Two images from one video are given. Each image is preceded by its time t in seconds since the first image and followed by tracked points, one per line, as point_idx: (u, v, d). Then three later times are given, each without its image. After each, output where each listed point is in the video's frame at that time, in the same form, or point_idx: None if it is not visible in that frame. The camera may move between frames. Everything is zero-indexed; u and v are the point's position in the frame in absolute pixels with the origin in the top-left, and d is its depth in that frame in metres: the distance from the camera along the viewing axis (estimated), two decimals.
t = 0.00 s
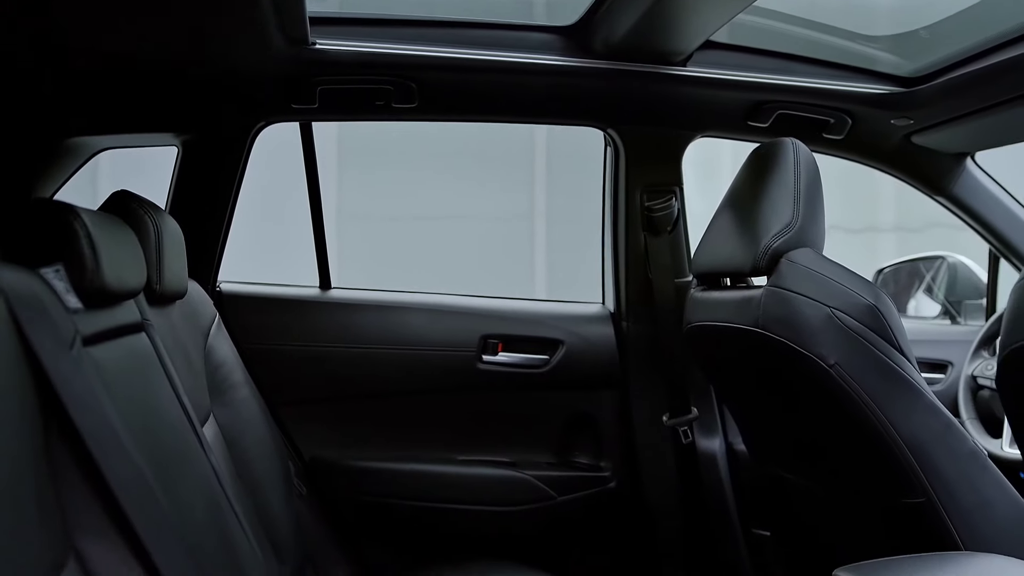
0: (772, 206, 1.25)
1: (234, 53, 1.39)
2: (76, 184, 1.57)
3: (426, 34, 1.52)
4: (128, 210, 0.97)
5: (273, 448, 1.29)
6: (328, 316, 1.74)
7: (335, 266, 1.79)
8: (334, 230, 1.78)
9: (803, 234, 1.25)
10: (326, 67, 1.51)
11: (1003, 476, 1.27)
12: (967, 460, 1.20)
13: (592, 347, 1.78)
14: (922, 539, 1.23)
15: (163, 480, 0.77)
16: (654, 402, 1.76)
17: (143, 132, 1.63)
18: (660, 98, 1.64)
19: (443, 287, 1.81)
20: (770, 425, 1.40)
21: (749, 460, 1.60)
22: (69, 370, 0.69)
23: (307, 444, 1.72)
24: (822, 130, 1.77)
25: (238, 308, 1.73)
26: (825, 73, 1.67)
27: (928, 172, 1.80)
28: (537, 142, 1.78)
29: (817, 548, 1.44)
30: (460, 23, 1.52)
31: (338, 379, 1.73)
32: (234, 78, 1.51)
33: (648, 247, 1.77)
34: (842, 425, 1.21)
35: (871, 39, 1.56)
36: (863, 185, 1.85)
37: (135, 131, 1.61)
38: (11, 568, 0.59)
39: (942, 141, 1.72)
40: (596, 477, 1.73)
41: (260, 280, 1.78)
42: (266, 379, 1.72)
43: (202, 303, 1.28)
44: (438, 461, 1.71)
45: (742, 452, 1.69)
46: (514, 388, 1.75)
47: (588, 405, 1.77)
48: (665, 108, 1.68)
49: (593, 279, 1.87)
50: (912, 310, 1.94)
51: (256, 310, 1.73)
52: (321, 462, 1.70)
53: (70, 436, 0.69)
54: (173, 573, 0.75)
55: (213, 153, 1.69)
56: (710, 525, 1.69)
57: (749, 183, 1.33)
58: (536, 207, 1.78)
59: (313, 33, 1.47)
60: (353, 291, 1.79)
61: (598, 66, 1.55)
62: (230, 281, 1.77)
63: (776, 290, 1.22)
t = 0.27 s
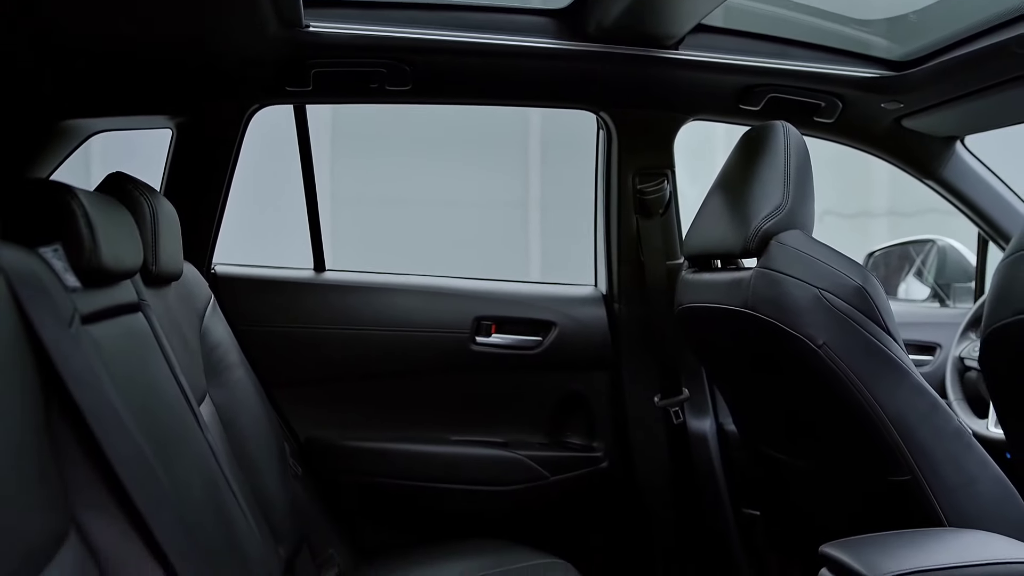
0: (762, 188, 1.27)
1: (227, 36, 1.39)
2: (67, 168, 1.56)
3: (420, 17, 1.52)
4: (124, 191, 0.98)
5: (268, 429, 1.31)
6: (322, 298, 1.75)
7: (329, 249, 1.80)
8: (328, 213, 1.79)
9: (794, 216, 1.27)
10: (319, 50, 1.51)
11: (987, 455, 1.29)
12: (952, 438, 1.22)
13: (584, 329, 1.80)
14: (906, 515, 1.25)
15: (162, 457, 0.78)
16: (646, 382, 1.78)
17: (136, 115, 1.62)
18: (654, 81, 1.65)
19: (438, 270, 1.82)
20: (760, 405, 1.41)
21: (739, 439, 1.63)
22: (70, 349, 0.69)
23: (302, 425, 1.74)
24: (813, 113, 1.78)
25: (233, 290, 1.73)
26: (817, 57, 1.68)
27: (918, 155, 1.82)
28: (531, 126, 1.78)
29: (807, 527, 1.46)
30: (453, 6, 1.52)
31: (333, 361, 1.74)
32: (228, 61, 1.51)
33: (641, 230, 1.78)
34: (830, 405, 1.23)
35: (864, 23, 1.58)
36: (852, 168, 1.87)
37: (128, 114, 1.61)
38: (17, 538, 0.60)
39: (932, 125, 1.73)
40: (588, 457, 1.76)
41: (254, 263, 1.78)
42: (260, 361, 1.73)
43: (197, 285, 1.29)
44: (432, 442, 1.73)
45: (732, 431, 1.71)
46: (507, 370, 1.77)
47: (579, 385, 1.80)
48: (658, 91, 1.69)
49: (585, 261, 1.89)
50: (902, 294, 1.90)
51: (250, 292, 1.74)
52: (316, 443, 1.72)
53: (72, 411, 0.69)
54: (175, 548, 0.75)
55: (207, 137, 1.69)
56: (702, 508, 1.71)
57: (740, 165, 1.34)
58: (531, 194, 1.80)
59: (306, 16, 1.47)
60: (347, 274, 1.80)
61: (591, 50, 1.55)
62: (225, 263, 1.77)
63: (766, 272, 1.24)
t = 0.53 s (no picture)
0: (754, 173, 1.29)
1: (221, 20, 1.39)
2: (63, 154, 1.56)
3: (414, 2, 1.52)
4: (120, 175, 0.99)
5: (264, 412, 1.32)
6: (318, 283, 1.76)
7: (324, 233, 1.81)
8: (324, 198, 1.80)
9: (785, 201, 1.28)
10: (314, 34, 1.51)
11: (974, 436, 1.31)
12: (940, 420, 1.24)
13: (578, 313, 1.81)
14: (896, 496, 1.27)
15: (160, 437, 0.79)
16: (639, 365, 1.79)
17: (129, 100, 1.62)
18: (647, 66, 1.65)
19: (433, 254, 1.83)
20: (752, 388, 1.42)
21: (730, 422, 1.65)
22: (69, 331, 0.69)
23: (298, 409, 1.75)
24: (805, 99, 1.79)
25: (228, 275, 1.74)
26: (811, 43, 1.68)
27: (910, 140, 1.83)
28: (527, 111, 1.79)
29: (798, 508, 1.48)
30: None
31: (328, 345, 1.75)
32: (222, 46, 1.50)
33: (634, 216, 1.79)
34: (820, 387, 1.25)
35: (858, 10, 1.56)
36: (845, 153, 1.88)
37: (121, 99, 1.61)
38: (20, 514, 0.60)
39: (926, 110, 1.75)
40: (581, 440, 1.78)
41: (251, 247, 1.79)
42: (256, 345, 1.74)
43: (193, 269, 1.29)
44: (427, 425, 1.75)
45: (724, 415, 1.73)
46: (502, 354, 1.79)
47: (572, 369, 1.81)
48: (652, 76, 1.70)
49: (579, 246, 1.91)
50: (894, 279, 1.94)
51: (246, 276, 1.75)
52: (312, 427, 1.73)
53: (71, 390, 0.70)
54: (176, 526, 0.76)
55: (201, 122, 1.69)
56: (697, 493, 1.71)
57: (733, 150, 1.35)
58: (525, 179, 1.85)
59: None
60: (342, 258, 1.81)
61: (586, 35, 1.55)
62: (220, 248, 1.78)
63: (758, 256, 1.25)
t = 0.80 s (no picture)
0: (747, 156, 1.30)
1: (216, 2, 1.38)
2: (60, 137, 1.54)
3: None
4: (117, 158, 0.99)
5: (260, 393, 1.33)
6: (313, 265, 1.77)
7: (320, 216, 1.81)
8: (319, 181, 1.81)
9: (777, 183, 1.29)
10: (309, 17, 1.50)
11: (962, 416, 1.32)
12: (927, 399, 1.26)
13: (572, 296, 1.83)
14: (883, 474, 1.29)
15: (159, 415, 0.79)
16: (632, 347, 1.81)
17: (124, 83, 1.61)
18: (641, 49, 1.66)
19: (429, 239, 1.85)
20: (744, 369, 1.44)
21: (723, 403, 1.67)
22: (70, 309, 0.70)
23: (295, 390, 1.76)
24: (798, 83, 1.80)
25: (224, 257, 1.75)
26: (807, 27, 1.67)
27: (902, 124, 1.84)
28: (522, 94, 1.81)
29: (787, 487, 1.50)
30: None
31: (324, 327, 1.77)
32: (217, 28, 1.50)
33: (628, 199, 1.80)
34: (809, 367, 1.27)
35: None
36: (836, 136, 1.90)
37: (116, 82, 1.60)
38: (22, 483, 0.62)
39: (919, 94, 1.75)
40: (575, 420, 1.80)
41: (247, 230, 1.80)
42: (252, 327, 1.75)
43: (189, 252, 1.30)
44: (423, 406, 1.77)
45: (717, 397, 1.74)
46: (496, 336, 1.80)
47: (566, 350, 1.83)
48: (646, 60, 1.70)
49: (573, 229, 1.92)
50: (886, 263, 2.03)
51: (242, 259, 1.75)
52: (308, 408, 1.74)
53: (72, 364, 0.71)
54: (176, 498, 0.78)
55: (196, 105, 1.69)
56: (690, 472, 1.75)
57: (725, 133, 1.36)
58: (520, 167, 1.87)
59: None
60: (337, 241, 1.82)
61: (581, 18, 1.55)
62: (217, 231, 1.79)
63: (749, 238, 1.27)
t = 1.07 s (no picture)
0: (741, 140, 1.31)
1: None
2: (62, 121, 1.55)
3: None
4: (117, 141, 1.00)
5: (259, 375, 1.34)
6: (312, 249, 1.78)
7: (318, 199, 1.82)
8: (316, 166, 1.81)
9: (772, 166, 1.31)
10: (308, 2, 1.51)
11: (953, 397, 1.34)
12: (919, 380, 1.28)
13: (569, 279, 1.84)
14: (875, 454, 1.31)
15: (163, 394, 0.81)
16: (628, 330, 1.83)
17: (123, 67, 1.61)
18: (638, 34, 1.66)
19: (427, 223, 1.87)
20: (738, 351, 1.46)
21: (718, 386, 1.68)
22: (75, 289, 0.70)
23: (294, 372, 1.78)
24: (794, 68, 1.81)
25: (223, 241, 1.75)
26: (806, 12, 1.66)
27: (897, 109, 1.85)
28: (519, 78, 1.81)
29: (781, 466, 1.52)
30: None
31: (323, 310, 1.78)
32: (216, 12, 1.50)
33: (624, 183, 1.81)
34: (803, 349, 1.28)
35: None
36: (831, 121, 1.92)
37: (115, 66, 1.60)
38: (34, 460, 0.61)
39: (913, 79, 1.76)
40: (571, 403, 1.82)
41: (244, 215, 1.81)
42: (252, 310, 1.76)
43: (189, 235, 1.31)
44: (421, 388, 1.78)
45: (711, 379, 1.76)
46: (494, 319, 1.82)
47: (562, 333, 1.84)
48: (643, 45, 1.71)
49: (570, 213, 1.92)
50: (881, 247, 2.06)
51: (240, 243, 1.76)
52: (307, 390, 1.76)
53: (78, 343, 0.71)
54: (180, 475, 0.78)
55: (194, 89, 1.69)
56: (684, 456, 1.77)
57: (720, 117, 1.37)
58: (518, 154, 1.86)
59: None
60: (335, 225, 1.83)
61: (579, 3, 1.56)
62: (216, 215, 1.79)
63: (744, 221, 1.28)
